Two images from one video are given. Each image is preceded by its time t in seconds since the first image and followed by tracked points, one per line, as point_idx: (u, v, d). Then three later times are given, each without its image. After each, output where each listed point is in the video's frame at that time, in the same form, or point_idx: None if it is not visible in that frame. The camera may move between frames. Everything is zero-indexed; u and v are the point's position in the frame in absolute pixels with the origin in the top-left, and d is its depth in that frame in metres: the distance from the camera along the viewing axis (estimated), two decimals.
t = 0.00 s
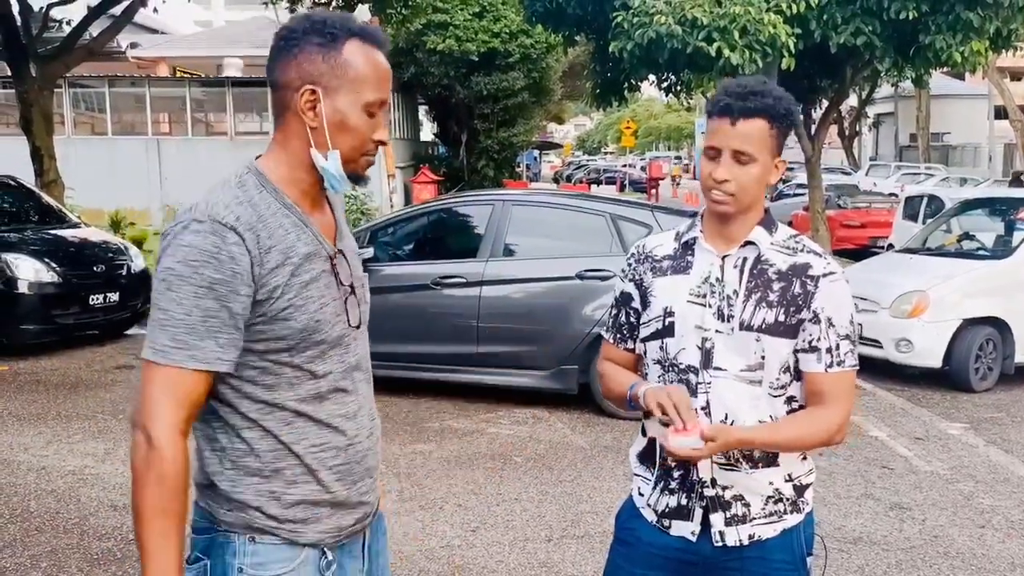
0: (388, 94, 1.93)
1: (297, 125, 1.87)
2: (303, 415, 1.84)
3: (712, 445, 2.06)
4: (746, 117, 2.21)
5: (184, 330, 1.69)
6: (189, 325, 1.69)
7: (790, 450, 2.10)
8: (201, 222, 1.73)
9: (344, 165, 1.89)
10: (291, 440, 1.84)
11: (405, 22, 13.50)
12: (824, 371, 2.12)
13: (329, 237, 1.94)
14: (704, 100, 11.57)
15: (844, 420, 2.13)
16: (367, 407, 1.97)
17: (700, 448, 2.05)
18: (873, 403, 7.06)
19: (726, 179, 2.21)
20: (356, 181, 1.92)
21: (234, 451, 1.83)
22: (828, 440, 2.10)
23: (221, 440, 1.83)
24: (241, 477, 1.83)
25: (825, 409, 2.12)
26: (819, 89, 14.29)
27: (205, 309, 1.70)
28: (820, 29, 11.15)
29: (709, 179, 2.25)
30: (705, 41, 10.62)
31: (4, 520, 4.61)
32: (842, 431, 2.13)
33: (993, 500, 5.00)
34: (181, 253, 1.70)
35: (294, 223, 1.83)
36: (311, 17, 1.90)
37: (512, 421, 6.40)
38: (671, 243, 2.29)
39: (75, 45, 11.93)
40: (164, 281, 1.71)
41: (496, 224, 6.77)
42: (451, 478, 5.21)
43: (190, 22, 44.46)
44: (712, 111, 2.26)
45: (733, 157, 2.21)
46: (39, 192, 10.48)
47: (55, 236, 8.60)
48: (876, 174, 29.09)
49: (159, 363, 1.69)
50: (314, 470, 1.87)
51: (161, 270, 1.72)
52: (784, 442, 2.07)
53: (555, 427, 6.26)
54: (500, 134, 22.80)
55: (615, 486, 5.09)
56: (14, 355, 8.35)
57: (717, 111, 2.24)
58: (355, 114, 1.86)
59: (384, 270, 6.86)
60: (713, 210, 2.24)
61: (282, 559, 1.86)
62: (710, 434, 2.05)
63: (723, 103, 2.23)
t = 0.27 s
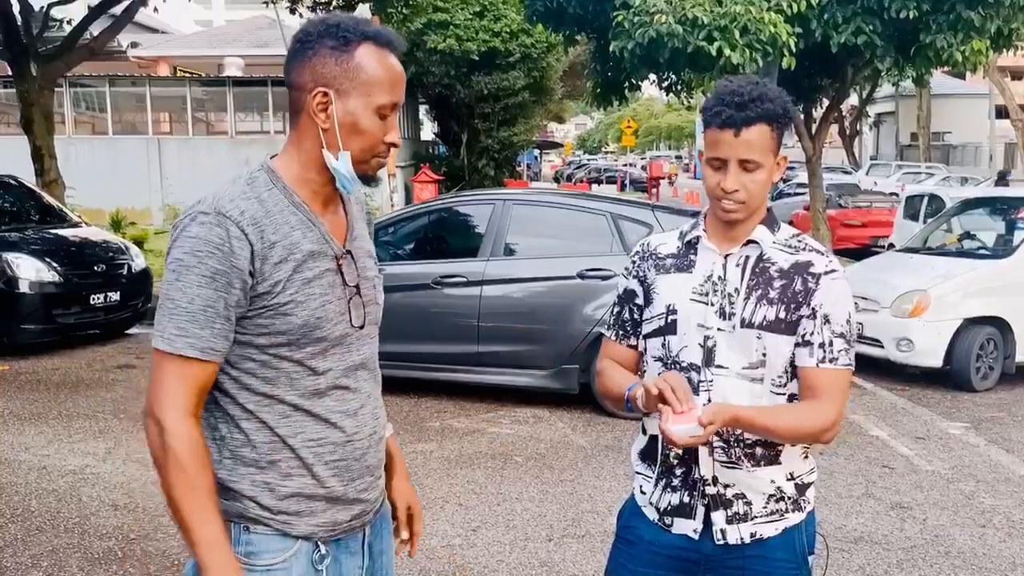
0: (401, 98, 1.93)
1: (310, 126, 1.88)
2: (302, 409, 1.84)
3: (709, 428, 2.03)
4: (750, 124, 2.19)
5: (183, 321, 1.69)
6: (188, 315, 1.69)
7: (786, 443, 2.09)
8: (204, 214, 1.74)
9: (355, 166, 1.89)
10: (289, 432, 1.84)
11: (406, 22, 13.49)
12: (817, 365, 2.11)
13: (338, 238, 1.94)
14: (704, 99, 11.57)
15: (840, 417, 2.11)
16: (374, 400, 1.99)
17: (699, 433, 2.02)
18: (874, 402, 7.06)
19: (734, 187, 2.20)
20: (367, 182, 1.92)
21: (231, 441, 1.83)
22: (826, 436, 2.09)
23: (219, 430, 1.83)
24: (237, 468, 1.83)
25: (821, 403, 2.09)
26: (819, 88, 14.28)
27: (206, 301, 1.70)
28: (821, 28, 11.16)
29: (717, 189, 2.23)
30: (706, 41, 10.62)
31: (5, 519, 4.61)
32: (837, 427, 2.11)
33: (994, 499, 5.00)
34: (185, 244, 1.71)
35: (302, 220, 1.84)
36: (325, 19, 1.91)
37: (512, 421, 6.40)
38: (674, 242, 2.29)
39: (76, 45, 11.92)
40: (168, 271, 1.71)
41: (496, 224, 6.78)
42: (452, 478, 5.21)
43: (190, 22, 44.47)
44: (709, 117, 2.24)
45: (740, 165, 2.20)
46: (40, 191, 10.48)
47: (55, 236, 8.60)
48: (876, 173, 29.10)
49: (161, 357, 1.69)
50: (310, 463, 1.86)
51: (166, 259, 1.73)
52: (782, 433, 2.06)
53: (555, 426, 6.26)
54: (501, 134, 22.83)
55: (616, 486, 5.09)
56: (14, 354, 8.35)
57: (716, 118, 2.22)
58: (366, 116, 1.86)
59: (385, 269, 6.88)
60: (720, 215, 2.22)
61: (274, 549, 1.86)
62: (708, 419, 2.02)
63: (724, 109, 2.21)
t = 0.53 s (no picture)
0: (399, 93, 1.95)
1: (311, 126, 1.91)
2: (306, 403, 1.89)
3: (712, 424, 2.01)
4: (748, 121, 2.19)
5: (275, 299, 1.77)
6: (279, 292, 1.77)
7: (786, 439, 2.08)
8: (251, 203, 1.82)
9: (357, 164, 1.92)
10: (293, 427, 1.89)
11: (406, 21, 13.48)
12: (817, 362, 2.11)
13: (343, 235, 2.00)
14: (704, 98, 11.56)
15: (840, 414, 2.10)
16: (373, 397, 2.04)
17: (701, 432, 2.01)
18: (874, 401, 7.06)
19: (734, 185, 2.19)
20: (371, 179, 1.95)
21: (234, 435, 1.90)
22: (825, 432, 2.09)
23: (225, 423, 1.91)
24: (242, 462, 1.90)
25: (821, 401, 2.09)
26: (820, 87, 14.27)
27: (297, 274, 1.80)
28: (821, 27, 11.15)
29: (717, 187, 2.23)
30: (706, 40, 10.61)
31: (6, 518, 4.61)
32: (836, 424, 2.10)
33: (995, 498, 5.00)
34: (244, 230, 1.79)
35: (315, 216, 1.91)
36: (320, 19, 1.91)
37: (513, 419, 6.40)
38: (676, 240, 2.29)
39: (76, 44, 11.91)
40: (230, 261, 1.79)
41: (496, 224, 6.77)
42: (453, 477, 5.21)
43: (190, 20, 44.46)
44: (709, 117, 2.24)
45: (739, 163, 2.20)
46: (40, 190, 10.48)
47: (56, 235, 8.60)
48: (876, 172, 29.09)
49: (294, 334, 1.76)
50: (313, 457, 1.91)
51: (222, 252, 1.80)
52: (782, 428, 2.05)
53: (556, 425, 6.27)
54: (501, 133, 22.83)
55: (617, 484, 5.09)
56: (15, 353, 8.36)
57: (716, 118, 2.22)
58: (366, 113, 1.88)
59: (386, 269, 6.92)
60: (720, 215, 2.22)
61: (277, 543, 1.91)
62: (709, 416, 2.01)
63: (722, 110, 2.21)
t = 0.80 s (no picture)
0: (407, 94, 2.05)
1: (327, 128, 1.99)
2: (311, 399, 1.94)
3: (714, 423, 2.01)
4: (748, 120, 2.19)
5: (346, 261, 1.86)
6: (347, 254, 1.86)
7: (786, 437, 2.08)
8: (298, 183, 1.91)
9: (373, 163, 2.01)
10: (301, 422, 1.95)
11: (406, 20, 13.47)
12: (818, 361, 2.10)
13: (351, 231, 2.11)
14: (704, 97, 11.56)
15: (839, 413, 2.10)
16: (365, 396, 2.07)
17: (703, 432, 2.01)
18: (873, 400, 7.07)
19: (734, 184, 2.19)
20: (385, 177, 2.04)
21: (244, 429, 1.95)
22: (825, 431, 2.09)
23: (231, 417, 1.96)
24: (250, 457, 1.95)
25: (820, 399, 2.09)
26: (820, 86, 14.26)
27: (361, 239, 1.90)
28: (821, 27, 11.16)
29: (717, 186, 2.23)
30: (706, 39, 10.61)
31: (6, 517, 4.61)
32: (835, 423, 2.10)
33: (994, 497, 5.00)
34: (301, 205, 1.88)
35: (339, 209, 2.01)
36: (331, 25, 2.01)
37: (512, 419, 6.40)
38: (677, 238, 2.29)
39: (75, 43, 11.90)
40: (291, 235, 1.86)
41: (496, 224, 6.77)
42: (453, 476, 5.21)
43: (190, 20, 44.47)
44: (711, 114, 2.24)
45: (740, 162, 2.20)
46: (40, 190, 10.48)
47: (56, 234, 8.60)
48: (876, 172, 29.07)
49: (375, 288, 1.86)
50: (318, 453, 1.97)
51: (282, 227, 1.87)
52: (781, 427, 2.05)
53: (555, 424, 6.27)
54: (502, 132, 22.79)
55: (617, 484, 5.09)
56: (15, 353, 8.36)
57: (717, 116, 2.22)
58: (380, 112, 1.98)
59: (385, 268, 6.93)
60: (720, 213, 2.21)
61: (285, 539, 1.96)
62: (711, 416, 2.01)
63: (724, 108, 2.21)
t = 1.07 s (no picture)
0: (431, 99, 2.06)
1: (355, 139, 1.99)
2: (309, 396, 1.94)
3: (710, 425, 2.03)
4: (753, 118, 2.19)
5: (387, 262, 1.89)
6: (388, 256, 1.89)
7: (787, 436, 2.09)
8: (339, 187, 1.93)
9: (403, 170, 2.01)
10: (299, 421, 1.95)
11: (406, 19, 13.48)
12: (818, 361, 2.11)
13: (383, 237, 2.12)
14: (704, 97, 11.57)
15: (839, 412, 2.11)
16: (364, 398, 2.05)
17: (699, 433, 2.03)
18: (874, 400, 7.06)
19: (736, 181, 2.19)
20: (414, 182, 2.04)
21: (243, 422, 1.94)
22: (825, 431, 2.10)
23: (233, 409, 1.95)
24: (243, 451, 1.94)
25: (820, 399, 2.10)
26: (820, 86, 14.26)
27: (401, 243, 1.93)
28: (821, 26, 11.16)
29: (719, 182, 2.22)
30: (706, 38, 10.61)
31: (6, 517, 4.61)
32: (835, 423, 2.11)
33: (994, 497, 5.00)
34: (345, 207, 1.90)
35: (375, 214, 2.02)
36: (351, 38, 2.02)
37: (512, 419, 6.41)
38: (678, 239, 2.29)
39: (76, 43, 11.90)
40: (336, 237, 1.88)
41: (496, 224, 6.77)
42: (453, 476, 5.21)
43: (190, 20, 44.50)
44: (714, 112, 2.24)
45: (742, 159, 2.20)
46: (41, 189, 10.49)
47: (56, 234, 8.60)
48: (876, 172, 29.08)
49: (412, 289, 1.90)
50: (309, 454, 1.97)
51: (325, 229, 1.89)
52: (782, 427, 2.06)
53: (555, 424, 6.27)
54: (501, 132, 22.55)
55: (616, 483, 5.09)
56: (15, 352, 8.36)
57: (720, 113, 2.22)
58: (407, 119, 1.98)
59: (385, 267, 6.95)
60: (722, 212, 2.21)
61: (270, 537, 1.97)
62: (707, 418, 2.03)
63: (727, 106, 2.21)
